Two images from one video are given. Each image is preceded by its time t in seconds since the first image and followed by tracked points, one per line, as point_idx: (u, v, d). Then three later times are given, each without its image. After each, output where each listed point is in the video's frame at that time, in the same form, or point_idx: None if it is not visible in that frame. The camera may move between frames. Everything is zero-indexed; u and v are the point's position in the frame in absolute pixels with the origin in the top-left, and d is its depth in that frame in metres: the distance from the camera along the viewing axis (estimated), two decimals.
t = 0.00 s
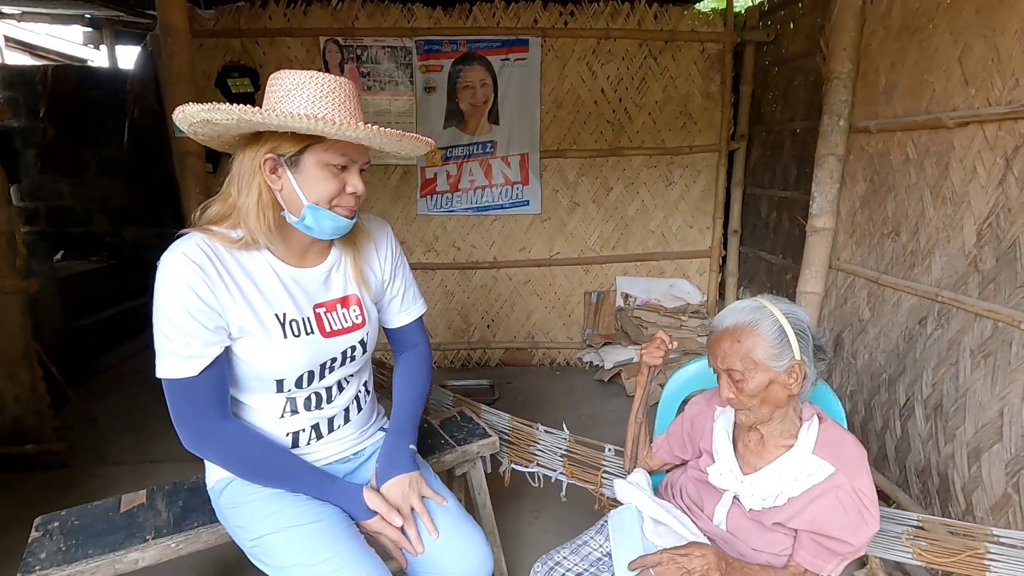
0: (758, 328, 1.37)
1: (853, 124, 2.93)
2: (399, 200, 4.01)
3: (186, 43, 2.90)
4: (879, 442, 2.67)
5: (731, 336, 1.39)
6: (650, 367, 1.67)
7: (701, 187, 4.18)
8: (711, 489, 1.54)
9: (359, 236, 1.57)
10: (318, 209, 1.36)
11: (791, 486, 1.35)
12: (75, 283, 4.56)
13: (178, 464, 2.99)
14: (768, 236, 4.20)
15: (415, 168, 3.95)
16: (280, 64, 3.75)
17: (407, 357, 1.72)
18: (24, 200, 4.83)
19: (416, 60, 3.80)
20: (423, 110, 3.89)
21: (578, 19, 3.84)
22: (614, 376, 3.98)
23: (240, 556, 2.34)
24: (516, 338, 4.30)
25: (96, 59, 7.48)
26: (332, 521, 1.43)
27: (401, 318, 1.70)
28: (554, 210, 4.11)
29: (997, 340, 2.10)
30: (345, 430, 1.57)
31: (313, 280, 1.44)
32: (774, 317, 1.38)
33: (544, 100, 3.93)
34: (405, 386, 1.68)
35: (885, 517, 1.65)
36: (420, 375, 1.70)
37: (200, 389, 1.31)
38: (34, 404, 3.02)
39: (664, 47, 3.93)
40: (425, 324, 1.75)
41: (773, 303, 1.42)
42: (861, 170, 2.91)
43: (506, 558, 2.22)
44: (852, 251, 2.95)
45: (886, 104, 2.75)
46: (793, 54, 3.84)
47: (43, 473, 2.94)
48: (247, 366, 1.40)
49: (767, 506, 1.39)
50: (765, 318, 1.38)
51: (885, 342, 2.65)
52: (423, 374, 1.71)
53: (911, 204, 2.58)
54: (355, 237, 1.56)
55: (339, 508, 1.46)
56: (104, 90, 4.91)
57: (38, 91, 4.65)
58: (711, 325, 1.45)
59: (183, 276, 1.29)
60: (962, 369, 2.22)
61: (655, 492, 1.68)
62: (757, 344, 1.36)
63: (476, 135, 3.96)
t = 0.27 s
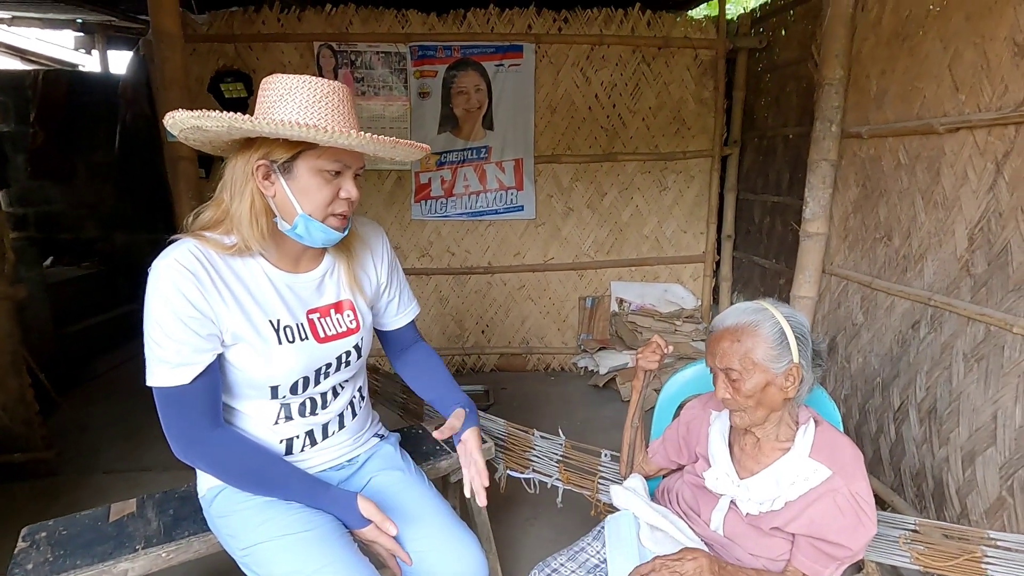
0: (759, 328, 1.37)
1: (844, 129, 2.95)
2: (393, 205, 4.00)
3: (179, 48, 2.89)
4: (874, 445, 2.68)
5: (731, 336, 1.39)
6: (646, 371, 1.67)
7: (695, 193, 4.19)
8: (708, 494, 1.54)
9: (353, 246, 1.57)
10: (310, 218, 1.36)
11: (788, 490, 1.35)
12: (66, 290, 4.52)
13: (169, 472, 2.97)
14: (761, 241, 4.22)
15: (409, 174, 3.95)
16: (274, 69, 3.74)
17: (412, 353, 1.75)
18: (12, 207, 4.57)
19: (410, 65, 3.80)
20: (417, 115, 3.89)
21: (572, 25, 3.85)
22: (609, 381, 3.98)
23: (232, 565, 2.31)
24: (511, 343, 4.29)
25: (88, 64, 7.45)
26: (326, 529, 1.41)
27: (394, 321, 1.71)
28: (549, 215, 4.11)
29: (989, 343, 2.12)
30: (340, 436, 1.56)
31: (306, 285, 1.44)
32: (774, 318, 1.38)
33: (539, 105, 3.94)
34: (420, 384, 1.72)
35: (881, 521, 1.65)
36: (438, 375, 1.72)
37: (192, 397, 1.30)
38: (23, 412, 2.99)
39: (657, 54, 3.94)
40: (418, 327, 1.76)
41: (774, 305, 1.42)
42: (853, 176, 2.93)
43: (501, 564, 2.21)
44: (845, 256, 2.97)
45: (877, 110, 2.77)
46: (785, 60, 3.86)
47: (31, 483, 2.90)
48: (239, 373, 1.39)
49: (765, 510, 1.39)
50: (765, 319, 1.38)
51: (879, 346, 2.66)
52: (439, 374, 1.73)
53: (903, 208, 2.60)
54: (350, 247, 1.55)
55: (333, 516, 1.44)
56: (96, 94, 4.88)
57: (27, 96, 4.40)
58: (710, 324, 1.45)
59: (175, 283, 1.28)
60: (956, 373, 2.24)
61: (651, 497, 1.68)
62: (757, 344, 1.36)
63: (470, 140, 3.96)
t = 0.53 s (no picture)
0: (761, 330, 1.38)
1: (839, 136, 2.96)
2: (389, 212, 3.99)
3: (173, 54, 2.88)
4: (871, 451, 2.68)
5: (732, 337, 1.39)
6: (643, 376, 1.66)
7: (690, 199, 4.21)
8: (707, 500, 1.53)
9: (350, 246, 1.55)
10: (305, 221, 1.34)
11: (788, 495, 1.34)
12: (57, 297, 4.49)
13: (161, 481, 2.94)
14: (756, 247, 4.23)
15: (405, 180, 3.94)
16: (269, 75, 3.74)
17: (406, 361, 1.74)
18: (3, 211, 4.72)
19: (406, 72, 3.81)
20: (412, 121, 3.89)
21: (567, 33, 3.87)
22: (605, 388, 3.97)
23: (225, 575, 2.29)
24: (507, 350, 4.28)
25: (83, 71, 7.44)
26: (322, 537, 1.39)
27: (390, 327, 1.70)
28: (544, 222, 4.11)
29: (985, 348, 2.12)
30: (337, 441, 1.55)
31: (304, 289, 1.43)
32: (778, 320, 1.39)
33: (534, 112, 3.95)
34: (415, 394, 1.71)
35: (881, 526, 1.66)
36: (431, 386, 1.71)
37: (187, 403, 1.28)
38: (12, 420, 2.96)
39: (652, 61, 3.96)
40: (411, 332, 1.75)
41: (778, 309, 1.42)
42: (847, 182, 2.94)
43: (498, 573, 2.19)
44: (840, 261, 2.98)
45: (870, 116, 2.79)
46: (778, 68, 3.89)
47: (20, 493, 2.86)
48: (236, 378, 1.37)
49: (765, 515, 1.38)
50: (768, 322, 1.39)
51: (875, 351, 2.67)
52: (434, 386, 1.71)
53: (898, 214, 2.61)
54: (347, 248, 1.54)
55: (328, 524, 1.42)
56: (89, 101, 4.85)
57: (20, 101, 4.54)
58: (713, 325, 1.46)
59: (172, 287, 1.27)
60: (952, 378, 2.24)
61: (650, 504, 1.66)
62: (759, 346, 1.36)
63: (466, 147, 3.96)
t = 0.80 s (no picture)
0: (768, 335, 1.36)
1: (839, 143, 2.97)
2: (389, 219, 3.99)
3: (175, 61, 2.88)
4: (876, 458, 2.66)
5: (738, 342, 1.39)
6: (648, 382, 1.65)
7: (690, 207, 4.21)
8: (714, 507, 1.51)
9: (351, 245, 1.54)
10: (279, 216, 1.33)
11: (796, 503, 1.32)
12: (56, 304, 4.47)
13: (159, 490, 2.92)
14: (757, 255, 4.22)
15: (406, 187, 3.94)
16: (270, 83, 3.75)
17: (395, 372, 1.70)
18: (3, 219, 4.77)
19: (407, 80, 3.82)
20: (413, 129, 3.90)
21: (567, 41, 3.88)
22: (607, 395, 3.95)
23: None
24: (507, 357, 4.27)
25: (84, 79, 7.46)
26: (323, 544, 1.36)
27: (394, 332, 1.68)
28: (545, 229, 4.11)
29: (990, 354, 2.11)
30: (341, 447, 1.54)
31: (313, 293, 1.42)
32: (784, 326, 1.38)
33: (535, 120, 3.95)
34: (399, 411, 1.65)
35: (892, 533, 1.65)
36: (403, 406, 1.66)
37: (195, 405, 1.27)
38: (10, 429, 2.93)
39: (652, 69, 3.98)
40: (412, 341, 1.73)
41: (784, 314, 1.41)
42: (848, 188, 2.94)
43: None
44: (842, 268, 2.97)
45: (871, 123, 2.79)
46: (778, 76, 3.90)
47: (17, 502, 2.84)
48: (242, 381, 1.36)
49: (772, 523, 1.37)
50: (775, 326, 1.38)
51: (878, 358, 2.66)
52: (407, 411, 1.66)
53: (900, 220, 2.61)
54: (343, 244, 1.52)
55: (329, 533, 1.41)
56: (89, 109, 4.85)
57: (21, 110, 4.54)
58: (718, 330, 1.45)
59: (184, 286, 1.26)
60: (957, 385, 2.23)
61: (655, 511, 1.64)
62: (766, 351, 1.35)
63: (466, 154, 3.97)
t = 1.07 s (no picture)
0: (778, 334, 1.35)
1: (846, 142, 2.95)
2: (394, 219, 3.98)
3: (182, 61, 2.88)
4: (885, 460, 2.64)
5: (749, 341, 1.37)
6: (656, 381, 1.64)
7: (696, 208, 4.20)
8: (724, 508, 1.49)
9: (356, 239, 1.52)
10: (271, 211, 1.32)
11: (807, 504, 1.31)
12: (61, 306, 4.48)
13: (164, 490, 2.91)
14: (763, 255, 4.20)
15: (410, 188, 3.94)
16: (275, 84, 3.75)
17: (409, 366, 1.68)
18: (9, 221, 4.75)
19: (412, 81, 3.82)
20: (419, 130, 3.89)
21: (572, 42, 3.87)
22: (612, 397, 3.93)
23: None
24: (512, 359, 4.25)
25: (90, 82, 7.49)
26: (331, 544, 1.35)
27: (403, 329, 1.66)
28: (550, 229, 4.10)
29: (1001, 354, 2.09)
30: (346, 446, 1.53)
31: (317, 291, 1.41)
32: (796, 325, 1.36)
33: (539, 121, 3.94)
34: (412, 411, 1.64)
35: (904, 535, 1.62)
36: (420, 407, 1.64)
37: (199, 403, 1.26)
38: (15, 429, 2.93)
39: (657, 70, 3.96)
40: (427, 338, 1.71)
41: (795, 314, 1.40)
42: (855, 188, 2.93)
43: None
44: (849, 268, 2.95)
45: (879, 123, 2.77)
46: (784, 76, 3.88)
47: (22, 502, 2.84)
48: (246, 379, 1.35)
49: (784, 524, 1.35)
50: (786, 326, 1.36)
51: (887, 358, 2.64)
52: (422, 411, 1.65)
53: (908, 220, 2.59)
54: (347, 239, 1.51)
55: (337, 531, 1.40)
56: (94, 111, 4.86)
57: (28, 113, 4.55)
58: (728, 329, 1.44)
59: (187, 285, 1.25)
60: (967, 385, 2.21)
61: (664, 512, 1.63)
62: (776, 350, 1.34)
63: (472, 155, 3.96)
